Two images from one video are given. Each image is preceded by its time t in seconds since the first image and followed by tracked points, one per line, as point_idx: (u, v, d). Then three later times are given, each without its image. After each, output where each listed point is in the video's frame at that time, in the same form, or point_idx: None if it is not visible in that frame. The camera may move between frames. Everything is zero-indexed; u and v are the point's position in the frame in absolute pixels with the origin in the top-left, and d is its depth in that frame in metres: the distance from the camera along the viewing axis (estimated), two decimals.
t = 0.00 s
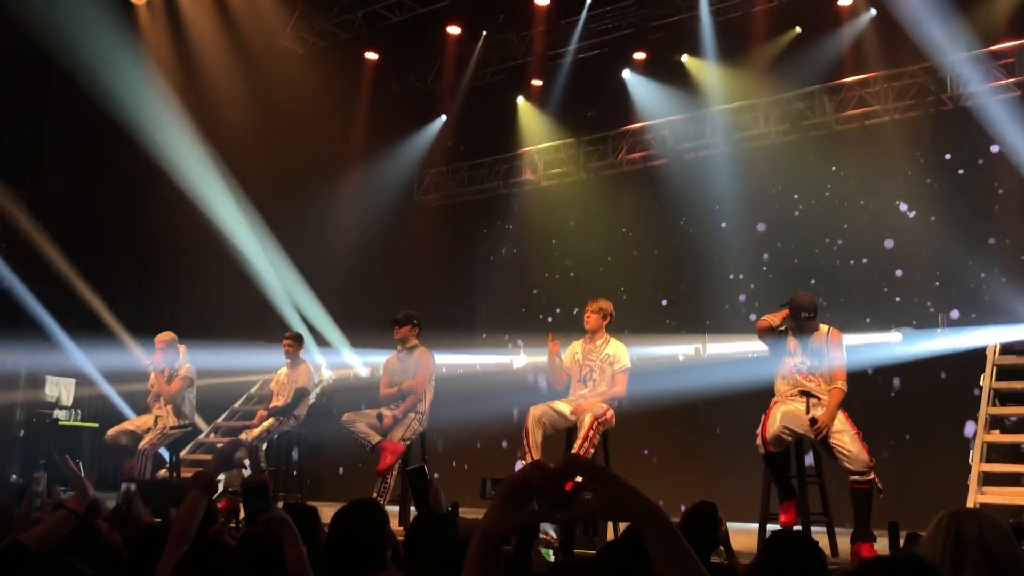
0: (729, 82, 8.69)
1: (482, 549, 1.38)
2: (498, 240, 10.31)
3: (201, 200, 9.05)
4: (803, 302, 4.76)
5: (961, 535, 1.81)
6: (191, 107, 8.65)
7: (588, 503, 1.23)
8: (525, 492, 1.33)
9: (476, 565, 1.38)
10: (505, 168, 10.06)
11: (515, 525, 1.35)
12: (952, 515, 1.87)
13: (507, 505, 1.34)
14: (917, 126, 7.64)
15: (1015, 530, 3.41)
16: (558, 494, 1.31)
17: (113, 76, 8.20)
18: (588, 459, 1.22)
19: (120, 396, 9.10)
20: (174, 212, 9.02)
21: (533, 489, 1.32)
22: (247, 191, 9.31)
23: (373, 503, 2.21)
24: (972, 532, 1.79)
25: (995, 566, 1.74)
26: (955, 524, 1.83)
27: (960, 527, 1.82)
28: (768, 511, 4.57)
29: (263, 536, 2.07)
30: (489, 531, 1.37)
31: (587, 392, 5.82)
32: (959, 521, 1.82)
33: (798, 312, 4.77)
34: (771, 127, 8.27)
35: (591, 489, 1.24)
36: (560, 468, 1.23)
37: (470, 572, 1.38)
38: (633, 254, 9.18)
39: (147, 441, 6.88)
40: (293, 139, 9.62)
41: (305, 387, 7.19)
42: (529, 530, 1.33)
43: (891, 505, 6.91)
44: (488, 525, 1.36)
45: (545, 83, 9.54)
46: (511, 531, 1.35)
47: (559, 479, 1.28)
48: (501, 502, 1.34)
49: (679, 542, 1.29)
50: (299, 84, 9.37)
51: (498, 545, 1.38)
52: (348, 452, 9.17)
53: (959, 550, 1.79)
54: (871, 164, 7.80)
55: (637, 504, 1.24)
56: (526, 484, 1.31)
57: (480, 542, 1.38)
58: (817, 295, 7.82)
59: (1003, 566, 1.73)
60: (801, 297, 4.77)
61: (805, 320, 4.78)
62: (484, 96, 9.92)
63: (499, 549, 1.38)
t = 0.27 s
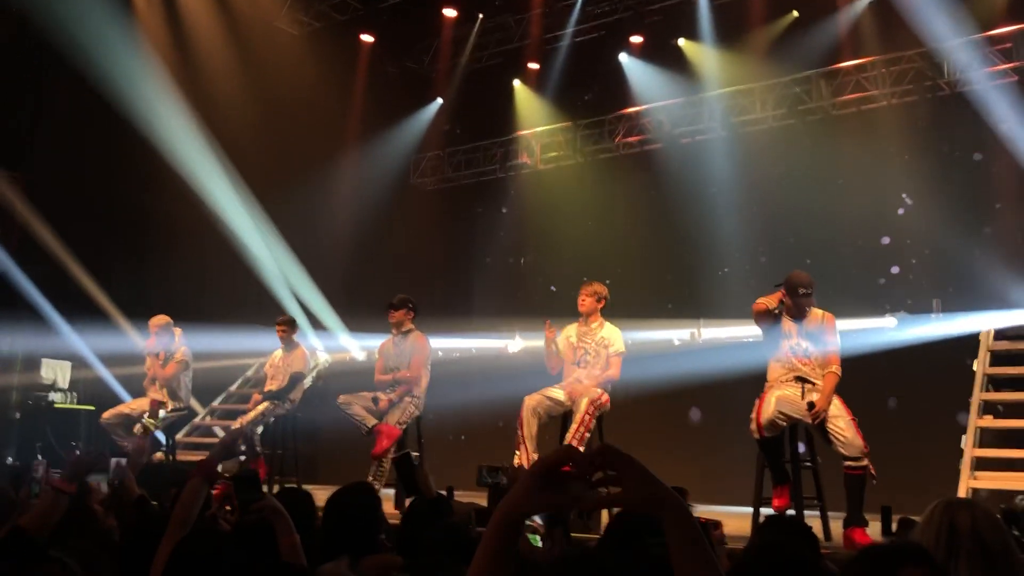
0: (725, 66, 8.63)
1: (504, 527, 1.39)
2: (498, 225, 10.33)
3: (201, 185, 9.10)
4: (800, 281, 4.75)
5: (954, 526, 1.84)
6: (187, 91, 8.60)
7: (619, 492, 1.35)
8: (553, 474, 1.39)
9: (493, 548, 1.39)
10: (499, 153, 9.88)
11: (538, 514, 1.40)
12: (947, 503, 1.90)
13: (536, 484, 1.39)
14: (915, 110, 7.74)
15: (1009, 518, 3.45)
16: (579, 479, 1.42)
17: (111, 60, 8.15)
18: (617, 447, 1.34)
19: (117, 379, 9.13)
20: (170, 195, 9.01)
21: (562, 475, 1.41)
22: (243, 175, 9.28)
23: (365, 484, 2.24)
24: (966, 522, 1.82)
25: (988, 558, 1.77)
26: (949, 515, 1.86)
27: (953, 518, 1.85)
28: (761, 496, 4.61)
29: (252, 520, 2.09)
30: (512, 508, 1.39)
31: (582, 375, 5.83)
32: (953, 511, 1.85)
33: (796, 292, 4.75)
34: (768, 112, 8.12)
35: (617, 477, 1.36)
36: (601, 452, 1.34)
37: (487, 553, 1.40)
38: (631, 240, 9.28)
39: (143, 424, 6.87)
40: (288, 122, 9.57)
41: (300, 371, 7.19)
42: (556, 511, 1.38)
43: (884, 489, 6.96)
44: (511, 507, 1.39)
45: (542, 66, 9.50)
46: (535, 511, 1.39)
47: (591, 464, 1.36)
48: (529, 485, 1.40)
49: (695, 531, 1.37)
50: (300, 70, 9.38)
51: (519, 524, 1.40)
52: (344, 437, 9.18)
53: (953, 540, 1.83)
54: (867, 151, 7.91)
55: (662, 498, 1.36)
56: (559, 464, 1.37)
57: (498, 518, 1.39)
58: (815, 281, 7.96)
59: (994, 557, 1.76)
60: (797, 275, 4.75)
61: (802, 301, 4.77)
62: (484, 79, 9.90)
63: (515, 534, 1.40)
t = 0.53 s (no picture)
0: (721, 52, 8.62)
1: (492, 498, 1.36)
2: (491, 209, 10.33)
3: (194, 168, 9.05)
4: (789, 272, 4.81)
5: (950, 517, 1.85)
6: (179, 72, 8.48)
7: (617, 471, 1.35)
8: (548, 450, 1.37)
9: (480, 520, 1.35)
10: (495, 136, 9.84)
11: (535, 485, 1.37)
12: (941, 494, 1.90)
13: (530, 459, 1.37)
14: (911, 97, 7.71)
15: (997, 506, 3.47)
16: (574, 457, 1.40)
17: (104, 43, 7.99)
18: (619, 425, 1.34)
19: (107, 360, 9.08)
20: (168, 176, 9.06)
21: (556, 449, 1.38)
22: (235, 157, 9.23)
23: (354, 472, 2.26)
24: (961, 512, 1.83)
25: (984, 548, 1.78)
26: (943, 504, 1.87)
27: (948, 507, 1.86)
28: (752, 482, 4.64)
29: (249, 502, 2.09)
30: (504, 480, 1.36)
31: (574, 363, 5.81)
32: (948, 500, 1.86)
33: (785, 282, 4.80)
34: (764, 98, 8.07)
35: (615, 455, 1.35)
36: (597, 429, 1.34)
37: (475, 525, 1.36)
38: (625, 225, 9.31)
39: (135, 406, 6.85)
40: (281, 103, 9.49)
41: (290, 353, 7.16)
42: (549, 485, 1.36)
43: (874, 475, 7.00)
44: (505, 479, 1.36)
45: (537, 50, 9.42)
46: (526, 486, 1.36)
47: (589, 440, 1.35)
48: (527, 455, 1.37)
49: (688, 512, 1.37)
50: (293, 52, 9.29)
51: (509, 499, 1.36)
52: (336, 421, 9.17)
53: (949, 530, 1.84)
54: (860, 138, 7.97)
55: (662, 482, 1.36)
56: (556, 440, 1.35)
57: (488, 492, 1.36)
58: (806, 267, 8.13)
59: (988, 545, 1.78)
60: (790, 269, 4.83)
61: (790, 291, 4.82)
62: (477, 61, 9.75)
63: (503, 508, 1.36)
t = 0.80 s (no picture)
0: (717, 45, 8.62)
1: (461, 497, 1.42)
2: (484, 203, 10.28)
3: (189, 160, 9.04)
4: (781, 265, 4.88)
5: (938, 515, 1.88)
6: (174, 63, 8.41)
7: (575, 462, 1.40)
8: (510, 445, 1.45)
9: (449, 518, 1.42)
10: (491, 128, 9.77)
11: (495, 481, 1.42)
12: (926, 490, 1.94)
13: (493, 455, 1.44)
14: (905, 91, 7.74)
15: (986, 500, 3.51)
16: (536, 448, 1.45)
17: (101, 34, 7.90)
18: (579, 419, 1.41)
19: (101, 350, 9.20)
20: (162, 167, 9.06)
21: (518, 445, 1.45)
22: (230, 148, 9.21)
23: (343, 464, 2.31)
24: (948, 508, 1.86)
25: (971, 543, 1.81)
26: (932, 503, 1.90)
27: (934, 504, 1.89)
28: (744, 476, 4.65)
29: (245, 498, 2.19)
30: (470, 477, 1.42)
31: (568, 357, 5.82)
32: (934, 499, 1.89)
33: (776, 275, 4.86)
34: (760, 91, 8.07)
35: (572, 447, 1.42)
36: (554, 420, 1.41)
37: (444, 522, 1.42)
38: (620, 218, 9.31)
39: (129, 397, 6.86)
40: (276, 94, 9.46)
41: (283, 344, 7.15)
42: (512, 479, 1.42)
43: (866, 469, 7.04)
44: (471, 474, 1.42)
45: (533, 42, 9.37)
46: (489, 483, 1.42)
47: (547, 433, 1.42)
48: (486, 454, 1.44)
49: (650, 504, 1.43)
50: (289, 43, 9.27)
51: (476, 495, 1.43)
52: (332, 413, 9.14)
53: (937, 527, 1.87)
54: (857, 133, 7.98)
55: (620, 472, 1.41)
56: (516, 434, 1.43)
57: (456, 487, 1.43)
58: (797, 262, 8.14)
59: (974, 539, 1.80)
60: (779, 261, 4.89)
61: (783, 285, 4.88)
62: (473, 53, 9.72)
63: (472, 504, 1.42)
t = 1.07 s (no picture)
0: (713, 43, 8.63)
1: (444, 500, 1.39)
2: (483, 198, 10.37)
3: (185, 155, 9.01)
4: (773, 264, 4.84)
5: (920, 518, 1.84)
6: (170, 57, 8.37)
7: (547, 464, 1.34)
8: (489, 446, 1.39)
9: (432, 521, 1.39)
10: (487, 124, 9.81)
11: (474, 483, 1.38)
12: (905, 494, 1.90)
13: (470, 456, 1.39)
14: (901, 89, 7.76)
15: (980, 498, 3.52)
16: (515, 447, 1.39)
17: (96, 28, 7.83)
18: (558, 421, 1.35)
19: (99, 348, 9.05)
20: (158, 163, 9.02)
21: (497, 443, 1.40)
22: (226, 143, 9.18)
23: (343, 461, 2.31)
24: (930, 509, 1.83)
25: (957, 545, 1.76)
26: (912, 504, 1.86)
27: (915, 506, 1.86)
28: (739, 473, 4.65)
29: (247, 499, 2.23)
30: (449, 481, 1.38)
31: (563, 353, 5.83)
32: (914, 500, 1.86)
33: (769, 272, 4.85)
34: (756, 90, 8.07)
35: (550, 447, 1.36)
36: (527, 419, 1.35)
37: (429, 526, 1.39)
38: (617, 215, 9.32)
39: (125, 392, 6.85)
40: (272, 89, 9.42)
41: (276, 341, 7.16)
42: (490, 480, 1.37)
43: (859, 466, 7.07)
44: (452, 479, 1.39)
45: (530, 38, 9.35)
46: (469, 485, 1.38)
47: (524, 432, 1.36)
48: (463, 455, 1.39)
49: (631, 504, 1.37)
50: (284, 38, 9.24)
51: (458, 497, 1.39)
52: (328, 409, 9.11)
53: (920, 529, 1.83)
54: (853, 131, 7.99)
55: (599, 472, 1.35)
56: (491, 433, 1.37)
57: (440, 489, 1.40)
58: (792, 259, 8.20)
59: (961, 542, 1.76)
60: (769, 255, 4.87)
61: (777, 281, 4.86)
62: (470, 50, 9.69)
63: (457, 505, 1.40)
